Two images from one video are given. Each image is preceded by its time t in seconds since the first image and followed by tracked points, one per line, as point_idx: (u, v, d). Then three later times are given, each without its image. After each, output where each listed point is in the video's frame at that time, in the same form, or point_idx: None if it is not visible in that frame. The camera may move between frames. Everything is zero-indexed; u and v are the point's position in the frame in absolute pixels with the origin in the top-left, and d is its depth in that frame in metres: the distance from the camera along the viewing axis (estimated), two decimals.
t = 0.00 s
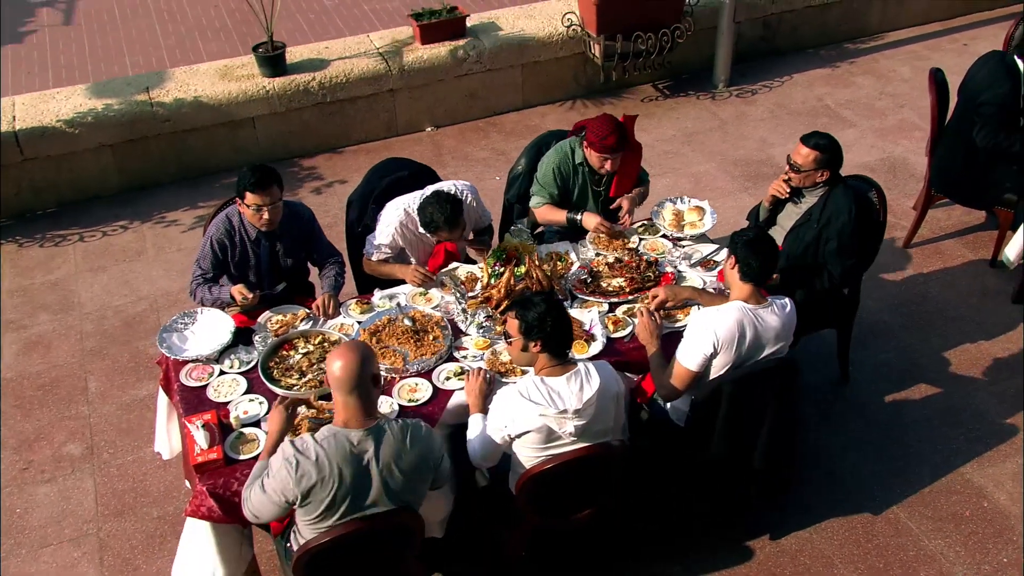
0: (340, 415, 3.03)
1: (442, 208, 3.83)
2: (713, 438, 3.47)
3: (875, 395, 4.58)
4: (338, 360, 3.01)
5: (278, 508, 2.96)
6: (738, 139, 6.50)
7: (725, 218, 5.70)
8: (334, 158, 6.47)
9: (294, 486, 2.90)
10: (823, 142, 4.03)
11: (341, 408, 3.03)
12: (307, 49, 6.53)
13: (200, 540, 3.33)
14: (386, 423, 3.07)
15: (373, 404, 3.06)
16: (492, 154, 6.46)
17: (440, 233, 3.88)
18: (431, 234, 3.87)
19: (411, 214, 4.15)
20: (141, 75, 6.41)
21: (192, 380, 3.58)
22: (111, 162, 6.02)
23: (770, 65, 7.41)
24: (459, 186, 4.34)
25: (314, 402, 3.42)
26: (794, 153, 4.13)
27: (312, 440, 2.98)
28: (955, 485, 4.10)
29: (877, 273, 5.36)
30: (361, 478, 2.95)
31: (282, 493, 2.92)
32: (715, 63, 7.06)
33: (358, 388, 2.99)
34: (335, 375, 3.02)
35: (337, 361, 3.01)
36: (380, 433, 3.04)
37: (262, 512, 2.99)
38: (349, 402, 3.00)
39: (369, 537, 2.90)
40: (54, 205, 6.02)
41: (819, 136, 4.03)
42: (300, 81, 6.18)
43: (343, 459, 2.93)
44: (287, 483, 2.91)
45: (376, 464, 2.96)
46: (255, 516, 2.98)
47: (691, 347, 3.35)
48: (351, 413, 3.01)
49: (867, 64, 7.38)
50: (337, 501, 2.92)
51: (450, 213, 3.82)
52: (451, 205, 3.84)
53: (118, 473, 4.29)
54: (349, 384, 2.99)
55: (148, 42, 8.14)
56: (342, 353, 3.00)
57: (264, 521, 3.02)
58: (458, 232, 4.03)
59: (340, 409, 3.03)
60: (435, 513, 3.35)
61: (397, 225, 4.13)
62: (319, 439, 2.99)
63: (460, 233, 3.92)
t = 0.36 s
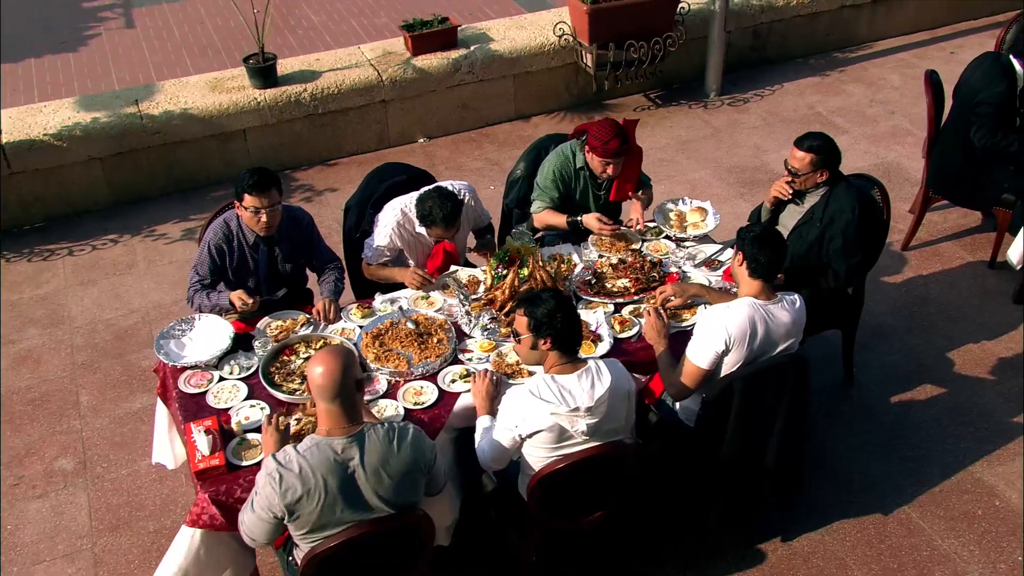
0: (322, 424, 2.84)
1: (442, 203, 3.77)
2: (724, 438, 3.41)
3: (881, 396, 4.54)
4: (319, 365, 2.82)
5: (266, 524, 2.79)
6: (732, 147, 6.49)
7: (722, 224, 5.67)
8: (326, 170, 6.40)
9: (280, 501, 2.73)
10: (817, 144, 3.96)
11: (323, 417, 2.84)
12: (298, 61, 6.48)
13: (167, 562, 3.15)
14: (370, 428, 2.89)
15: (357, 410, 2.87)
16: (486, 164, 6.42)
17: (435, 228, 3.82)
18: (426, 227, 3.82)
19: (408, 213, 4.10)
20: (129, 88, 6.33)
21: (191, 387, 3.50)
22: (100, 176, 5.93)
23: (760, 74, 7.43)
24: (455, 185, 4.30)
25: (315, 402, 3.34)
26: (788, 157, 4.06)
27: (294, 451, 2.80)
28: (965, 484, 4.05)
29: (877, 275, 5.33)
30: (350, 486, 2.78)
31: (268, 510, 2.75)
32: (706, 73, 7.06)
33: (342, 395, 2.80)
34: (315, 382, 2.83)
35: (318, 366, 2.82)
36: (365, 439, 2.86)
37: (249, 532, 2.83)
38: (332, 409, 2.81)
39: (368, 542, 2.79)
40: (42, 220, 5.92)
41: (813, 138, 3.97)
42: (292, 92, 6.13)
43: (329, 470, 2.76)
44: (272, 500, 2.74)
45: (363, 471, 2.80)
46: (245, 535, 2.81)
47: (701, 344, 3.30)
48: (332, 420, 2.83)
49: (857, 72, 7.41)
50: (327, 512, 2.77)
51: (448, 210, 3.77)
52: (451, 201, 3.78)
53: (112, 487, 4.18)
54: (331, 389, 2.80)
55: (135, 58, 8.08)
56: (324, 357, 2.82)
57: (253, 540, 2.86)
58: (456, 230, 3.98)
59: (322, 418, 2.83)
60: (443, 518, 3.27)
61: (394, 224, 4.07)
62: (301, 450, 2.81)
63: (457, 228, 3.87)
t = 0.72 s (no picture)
0: (327, 425, 2.71)
1: (437, 195, 3.70)
2: (735, 435, 3.37)
3: (883, 394, 4.52)
4: (320, 364, 2.70)
5: (275, 532, 2.66)
6: (723, 153, 6.51)
7: (716, 228, 5.66)
8: (317, 182, 6.35)
9: (289, 508, 2.59)
10: (820, 136, 3.95)
11: (327, 418, 2.72)
12: (287, 72, 6.44)
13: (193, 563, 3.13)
14: (377, 426, 2.76)
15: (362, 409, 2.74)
16: (478, 173, 6.40)
17: (431, 221, 3.76)
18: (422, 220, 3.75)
19: (403, 210, 4.04)
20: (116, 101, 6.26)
21: (191, 392, 3.43)
22: (87, 189, 5.85)
23: (748, 83, 7.47)
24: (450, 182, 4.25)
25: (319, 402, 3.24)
26: (793, 154, 4.04)
27: (300, 455, 2.66)
28: (972, 479, 4.03)
29: (873, 276, 5.34)
30: (361, 488, 2.65)
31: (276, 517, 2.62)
32: (695, 81, 7.09)
33: (347, 393, 2.68)
34: (317, 382, 2.71)
35: (319, 365, 2.70)
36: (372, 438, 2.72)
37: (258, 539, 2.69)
38: (337, 408, 2.69)
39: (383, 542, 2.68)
40: (28, 234, 5.83)
41: (815, 132, 3.96)
42: (282, 103, 6.09)
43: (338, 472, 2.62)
44: (280, 506, 2.60)
45: (373, 471, 2.66)
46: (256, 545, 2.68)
47: (711, 337, 3.27)
48: (337, 420, 2.70)
49: (843, 80, 7.46)
50: (338, 516, 2.63)
51: (445, 201, 3.69)
52: (447, 193, 3.71)
53: (108, 499, 4.08)
54: (336, 388, 2.68)
55: (121, 75, 8.02)
56: (325, 355, 2.70)
57: (263, 549, 2.73)
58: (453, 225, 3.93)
59: (326, 419, 2.71)
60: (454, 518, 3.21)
61: (389, 221, 4.02)
62: (307, 452, 2.67)
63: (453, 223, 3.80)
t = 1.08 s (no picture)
0: (346, 421, 2.71)
1: (436, 184, 3.63)
2: (748, 428, 3.35)
3: (887, 392, 4.51)
4: (347, 359, 2.70)
5: (289, 529, 2.63)
6: (715, 159, 6.53)
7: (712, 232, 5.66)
8: (308, 193, 6.31)
9: (305, 504, 2.57)
10: (825, 130, 3.99)
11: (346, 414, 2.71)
12: (276, 84, 6.40)
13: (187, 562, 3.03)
14: (396, 423, 2.73)
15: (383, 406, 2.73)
16: (470, 183, 6.38)
17: (430, 212, 3.67)
18: (422, 211, 3.66)
19: (403, 206, 3.97)
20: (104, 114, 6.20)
21: (195, 396, 3.36)
22: (76, 203, 5.77)
23: (735, 91, 7.51)
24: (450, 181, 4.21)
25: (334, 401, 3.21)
26: (799, 151, 4.06)
27: (317, 451, 2.63)
28: (980, 473, 4.02)
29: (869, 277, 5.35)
30: (378, 485, 2.62)
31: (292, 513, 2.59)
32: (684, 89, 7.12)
33: (369, 390, 2.67)
34: (342, 376, 2.71)
35: (346, 359, 2.70)
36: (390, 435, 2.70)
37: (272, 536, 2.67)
38: (357, 404, 2.68)
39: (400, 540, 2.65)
40: (16, 249, 5.74)
41: (820, 127, 3.99)
42: (273, 114, 6.06)
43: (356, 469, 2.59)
44: (296, 502, 2.58)
45: (391, 469, 2.63)
46: (270, 543, 2.65)
47: (722, 330, 3.27)
48: (358, 415, 2.69)
49: (829, 87, 7.52)
50: (355, 513, 2.61)
51: (443, 190, 3.62)
52: (445, 182, 3.64)
53: (106, 512, 3.99)
54: (359, 384, 2.67)
55: (106, 91, 7.95)
56: (351, 350, 2.70)
57: (277, 547, 2.70)
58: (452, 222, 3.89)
59: (346, 415, 2.71)
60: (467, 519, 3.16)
61: (389, 218, 3.96)
62: (325, 448, 2.65)
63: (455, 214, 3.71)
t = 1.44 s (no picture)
0: (365, 412, 2.65)
1: (443, 171, 3.70)
2: (763, 420, 3.33)
3: (892, 387, 4.51)
4: (366, 348, 2.63)
5: (308, 523, 2.58)
6: (708, 164, 6.55)
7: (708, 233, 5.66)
8: (301, 202, 6.26)
9: (325, 496, 2.52)
10: (826, 125, 4.00)
11: (367, 406, 2.64)
12: (267, 94, 6.35)
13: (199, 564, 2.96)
14: (416, 414, 2.69)
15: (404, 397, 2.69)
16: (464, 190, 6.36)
17: (439, 200, 3.72)
18: (429, 198, 3.71)
19: (407, 201, 3.97)
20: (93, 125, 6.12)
21: (201, 397, 3.30)
22: (67, 214, 5.68)
23: (725, 98, 7.55)
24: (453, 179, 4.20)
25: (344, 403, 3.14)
26: (800, 145, 4.08)
27: (337, 443, 2.59)
28: (989, 465, 4.01)
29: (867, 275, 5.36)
30: (399, 476, 2.58)
31: (312, 506, 2.54)
32: (674, 96, 7.15)
33: (390, 380, 2.61)
34: (362, 366, 2.64)
35: (365, 349, 2.63)
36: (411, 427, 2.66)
37: (291, 532, 2.62)
38: (378, 395, 2.61)
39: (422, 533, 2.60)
40: (5, 262, 5.63)
41: (820, 121, 4.00)
42: (265, 122, 6.01)
43: (376, 460, 2.55)
44: (316, 494, 2.53)
45: (412, 460, 2.60)
46: (288, 538, 2.60)
47: (735, 319, 3.25)
48: (379, 406, 2.63)
49: (817, 93, 7.57)
50: (376, 505, 2.56)
51: (451, 176, 3.69)
52: (452, 169, 3.71)
53: (106, 521, 3.90)
54: (379, 373, 2.61)
55: (90, 105, 7.85)
56: (370, 339, 2.63)
57: (293, 543, 2.64)
58: (458, 218, 3.95)
59: (365, 406, 2.64)
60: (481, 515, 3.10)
61: (395, 213, 3.95)
62: (344, 439, 2.61)
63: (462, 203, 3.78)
